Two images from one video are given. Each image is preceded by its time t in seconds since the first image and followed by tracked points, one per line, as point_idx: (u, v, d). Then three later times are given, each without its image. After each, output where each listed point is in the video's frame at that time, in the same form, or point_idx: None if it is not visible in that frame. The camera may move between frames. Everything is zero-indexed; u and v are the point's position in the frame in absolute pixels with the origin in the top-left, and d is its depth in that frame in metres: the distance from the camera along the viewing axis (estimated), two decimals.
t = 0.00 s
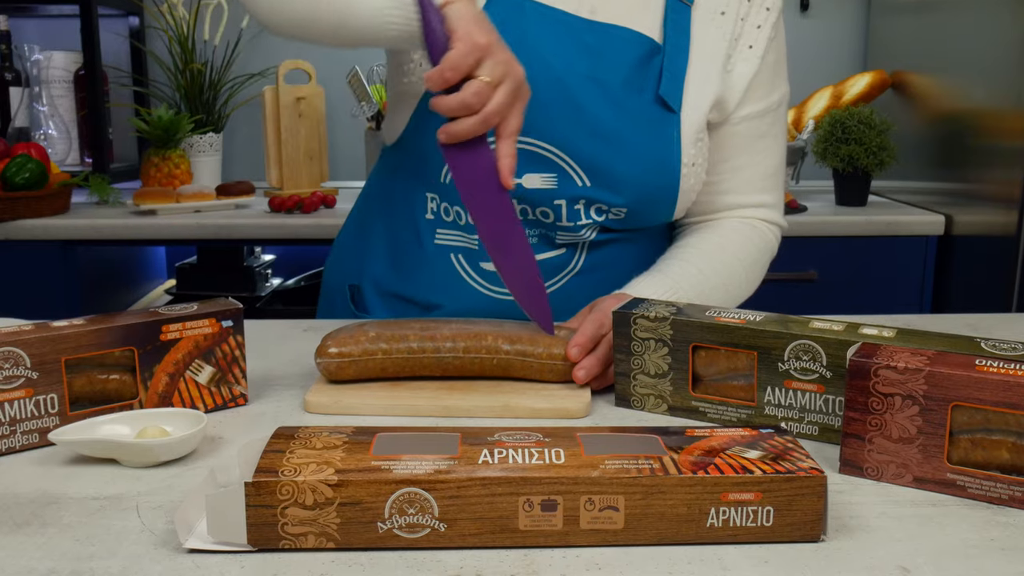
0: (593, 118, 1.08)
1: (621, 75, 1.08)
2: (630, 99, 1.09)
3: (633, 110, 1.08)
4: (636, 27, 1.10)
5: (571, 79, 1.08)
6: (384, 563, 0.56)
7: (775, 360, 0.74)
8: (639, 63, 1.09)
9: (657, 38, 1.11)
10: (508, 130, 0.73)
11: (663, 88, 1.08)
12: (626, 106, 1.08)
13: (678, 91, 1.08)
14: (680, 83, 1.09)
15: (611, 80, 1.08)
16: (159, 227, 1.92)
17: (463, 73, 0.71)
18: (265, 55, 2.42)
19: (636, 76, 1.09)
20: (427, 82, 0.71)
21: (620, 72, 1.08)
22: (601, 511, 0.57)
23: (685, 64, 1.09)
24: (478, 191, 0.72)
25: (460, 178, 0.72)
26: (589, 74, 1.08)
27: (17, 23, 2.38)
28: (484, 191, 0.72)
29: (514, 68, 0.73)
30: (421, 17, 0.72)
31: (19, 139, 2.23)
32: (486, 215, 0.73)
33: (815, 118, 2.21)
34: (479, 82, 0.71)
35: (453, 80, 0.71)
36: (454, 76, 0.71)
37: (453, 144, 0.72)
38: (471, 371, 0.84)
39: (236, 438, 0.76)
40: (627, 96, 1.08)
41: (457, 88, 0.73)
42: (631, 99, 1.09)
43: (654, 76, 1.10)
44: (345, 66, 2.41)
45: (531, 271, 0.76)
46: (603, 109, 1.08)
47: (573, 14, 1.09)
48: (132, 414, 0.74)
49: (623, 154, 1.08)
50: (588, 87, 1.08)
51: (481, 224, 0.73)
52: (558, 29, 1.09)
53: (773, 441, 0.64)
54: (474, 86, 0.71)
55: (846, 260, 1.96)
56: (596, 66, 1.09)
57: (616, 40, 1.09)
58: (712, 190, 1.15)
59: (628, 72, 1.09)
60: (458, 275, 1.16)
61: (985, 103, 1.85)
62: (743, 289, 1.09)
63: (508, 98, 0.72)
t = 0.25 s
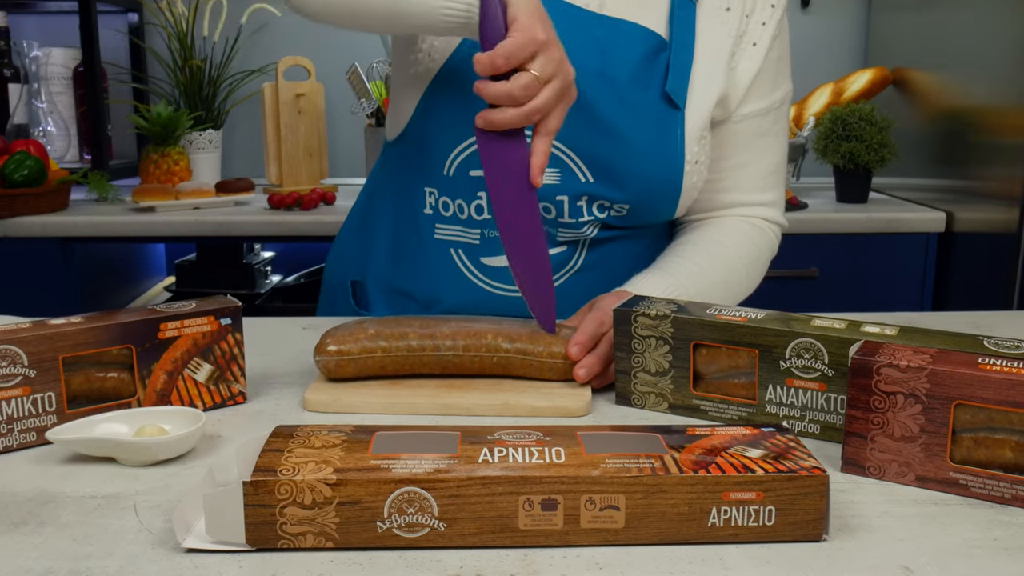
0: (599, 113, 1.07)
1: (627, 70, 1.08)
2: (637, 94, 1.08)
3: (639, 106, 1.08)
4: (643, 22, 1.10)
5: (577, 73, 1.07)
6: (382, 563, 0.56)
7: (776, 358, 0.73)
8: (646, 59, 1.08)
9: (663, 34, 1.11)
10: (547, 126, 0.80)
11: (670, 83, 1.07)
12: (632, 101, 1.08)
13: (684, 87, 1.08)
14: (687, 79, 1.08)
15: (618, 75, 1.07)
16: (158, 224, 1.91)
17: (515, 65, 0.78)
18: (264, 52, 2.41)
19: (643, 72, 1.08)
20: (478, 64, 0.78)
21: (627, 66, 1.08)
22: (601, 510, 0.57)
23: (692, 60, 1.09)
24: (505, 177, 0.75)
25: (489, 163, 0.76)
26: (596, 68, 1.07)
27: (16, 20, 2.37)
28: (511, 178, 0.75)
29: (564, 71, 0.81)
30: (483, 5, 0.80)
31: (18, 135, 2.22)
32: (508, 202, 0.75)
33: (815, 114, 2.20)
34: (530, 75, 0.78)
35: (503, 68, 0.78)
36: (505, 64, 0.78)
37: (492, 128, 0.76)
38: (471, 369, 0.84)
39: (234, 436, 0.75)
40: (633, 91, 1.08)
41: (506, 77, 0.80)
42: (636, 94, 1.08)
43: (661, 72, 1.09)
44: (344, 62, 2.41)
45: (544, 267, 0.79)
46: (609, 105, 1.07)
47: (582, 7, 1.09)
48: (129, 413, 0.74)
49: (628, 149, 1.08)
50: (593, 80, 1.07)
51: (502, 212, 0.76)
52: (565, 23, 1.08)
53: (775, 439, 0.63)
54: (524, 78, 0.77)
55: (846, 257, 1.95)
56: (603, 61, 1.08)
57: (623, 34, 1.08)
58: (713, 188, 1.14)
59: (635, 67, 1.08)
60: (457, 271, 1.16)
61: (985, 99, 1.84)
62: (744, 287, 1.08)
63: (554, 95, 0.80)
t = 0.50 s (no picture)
0: (600, 107, 1.06)
1: (629, 64, 1.07)
2: (638, 89, 1.07)
3: (640, 100, 1.07)
4: (644, 16, 1.10)
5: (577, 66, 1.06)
6: (382, 563, 0.56)
7: (778, 356, 0.73)
8: (647, 53, 1.08)
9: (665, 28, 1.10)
10: (560, 124, 0.78)
11: (670, 78, 1.07)
12: (633, 96, 1.07)
13: (686, 83, 1.08)
14: (688, 74, 1.08)
15: (619, 69, 1.07)
16: (157, 220, 1.91)
17: (531, 61, 0.76)
18: (264, 48, 2.40)
19: (645, 66, 1.08)
20: (494, 57, 0.75)
21: (628, 60, 1.07)
22: (602, 509, 0.57)
23: (693, 54, 1.08)
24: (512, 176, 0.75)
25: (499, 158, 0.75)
26: (597, 62, 1.07)
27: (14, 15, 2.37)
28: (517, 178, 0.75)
29: (581, 69, 0.79)
30: None
31: (16, 132, 2.21)
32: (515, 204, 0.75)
33: (816, 110, 2.20)
34: (546, 71, 0.76)
35: (519, 63, 0.76)
36: (521, 59, 0.76)
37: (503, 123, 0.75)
38: (471, 367, 0.83)
39: (233, 435, 0.75)
40: (634, 86, 1.07)
41: (521, 72, 0.77)
42: (637, 88, 1.07)
43: (662, 67, 1.09)
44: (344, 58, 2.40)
45: (549, 266, 0.78)
46: (610, 98, 1.06)
47: (584, 0, 1.08)
48: (128, 411, 0.74)
49: (630, 144, 1.07)
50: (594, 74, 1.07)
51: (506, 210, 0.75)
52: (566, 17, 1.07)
53: (777, 438, 0.63)
54: (539, 74, 0.75)
55: (847, 254, 1.95)
56: (604, 54, 1.07)
57: (625, 28, 1.08)
58: (713, 185, 1.14)
59: (636, 62, 1.07)
60: (457, 265, 1.15)
61: (987, 95, 1.84)
62: (744, 284, 1.08)
63: (569, 93, 0.77)
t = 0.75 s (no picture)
0: (603, 109, 1.06)
1: (632, 64, 1.07)
2: (641, 89, 1.07)
3: (643, 101, 1.07)
4: (647, 15, 1.09)
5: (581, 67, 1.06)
6: (381, 563, 0.55)
7: (779, 354, 0.73)
8: (651, 53, 1.08)
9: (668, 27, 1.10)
10: (551, 119, 0.76)
11: (674, 79, 1.07)
12: (636, 97, 1.07)
13: (689, 83, 1.07)
14: (691, 74, 1.07)
15: (622, 69, 1.06)
16: (157, 217, 1.90)
17: (523, 56, 0.73)
18: (264, 44, 2.40)
19: (648, 66, 1.08)
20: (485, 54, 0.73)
21: (631, 61, 1.07)
22: (603, 509, 0.56)
23: (696, 54, 1.08)
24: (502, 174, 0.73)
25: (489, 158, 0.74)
26: (600, 62, 1.07)
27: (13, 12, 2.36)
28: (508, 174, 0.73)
29: (572, 63, 0.76)
30: None
31: (15, 129, 2.21)
32: (507, 203, 0.74)
33: (817, 107, 2.19)
34: (536, 67, 0.73)
35: (511, 59, 0.73)
36: (514, 55, 0.73)
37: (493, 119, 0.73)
38: (470, 365, 0.83)
39: (231, 433, 0.75)
40: (637, 86, 1.07)
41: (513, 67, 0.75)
42: (640, 89, 1.07)
43: (666, 67, 1.08)
44: (344, 55, 2.40)
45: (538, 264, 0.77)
46: (613, 100, 1.06)
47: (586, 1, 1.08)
48: (126, 409, 0.73)
49: (633, 145, 1.07)
50: (598, 75, 1.06)
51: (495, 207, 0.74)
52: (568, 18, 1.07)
53: (779, 437, 0.62)
54: (531, 70, 0.73)
55: (847, 251, 1.94)
56: (607, 55, 1.07)
57: (627, 29, 1.07)
58: (715, 184, 1.14)
59: (639, 62, 1.07)
60: (457, 265, 1.15)
61: (988, 91, 1.83)
62: (745, 282, 1.07)
63: (561, 90, 0.75)
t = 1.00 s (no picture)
0: (599, 107, 1.06)
1: (628, 62, 1.06)
2: (637, 87, 1.06)
3: (640, 99, 1.06)
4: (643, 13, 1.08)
5: (575, 65, 1.05)
6: (380, 563, 0.55)
7: (781, 351, 0.72)
8: (647, 50, 1.07)
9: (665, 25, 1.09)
10: (511, 114, 0.70)
11: (671, 76, 1.06)
12: (633, 94, 1.06)
13: (686, 79, 1.07)
14: (688, 71, 1.07)
15: (618, 68, 1.06)
16: (156, 214, 1.90)
17: (484, 50, 0.68)
18: (264, 41, 2.39)
19: (644, 63, 1.07)
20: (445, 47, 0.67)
21: (627, 58, 1.06)
22: (604, 508, 0.56)
23: (693, 50, 1.07)
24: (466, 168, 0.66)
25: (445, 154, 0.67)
26: (595, 60, 1.06)
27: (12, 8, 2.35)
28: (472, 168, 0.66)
29: (535, 57, 0.71)
30: None
31: (14, 125, 2.20)
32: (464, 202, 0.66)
33: (818, 104, 2.19)
34: (498, 62, 0.68)
35: (473, 53, 0.68)
36: (475, 50, 0.68)
37: (453, 115, 0.67)
38: (470, 363, 0.82)
39: (230, 431, 0.74)
40: (634, 84, 1.06)
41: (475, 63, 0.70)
42: (637, 86, 1.06)
43: (662, 64, 1.08)
44: (343, 52, 2.39)
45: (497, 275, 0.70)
46: (610, 98, 1.06)
47: None
48: (124, 408, 0.73)
49: (629, 143, 1.06)
50: (593, 73, 1.05)
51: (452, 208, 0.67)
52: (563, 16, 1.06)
53: (780, 435, 0.62)
54: (492, 65, 0.68)
55: (848, 248, 1.94)
56: (602, 52, 1.06)
57: (623, 26, 1.07)
58: (714, 181, 1.13)
59: (635, 60, 1.06)
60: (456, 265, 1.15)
61: (989, 88, 1.82)
62: (745, 279, 1.07)
63: (522, 84, 0.70)
